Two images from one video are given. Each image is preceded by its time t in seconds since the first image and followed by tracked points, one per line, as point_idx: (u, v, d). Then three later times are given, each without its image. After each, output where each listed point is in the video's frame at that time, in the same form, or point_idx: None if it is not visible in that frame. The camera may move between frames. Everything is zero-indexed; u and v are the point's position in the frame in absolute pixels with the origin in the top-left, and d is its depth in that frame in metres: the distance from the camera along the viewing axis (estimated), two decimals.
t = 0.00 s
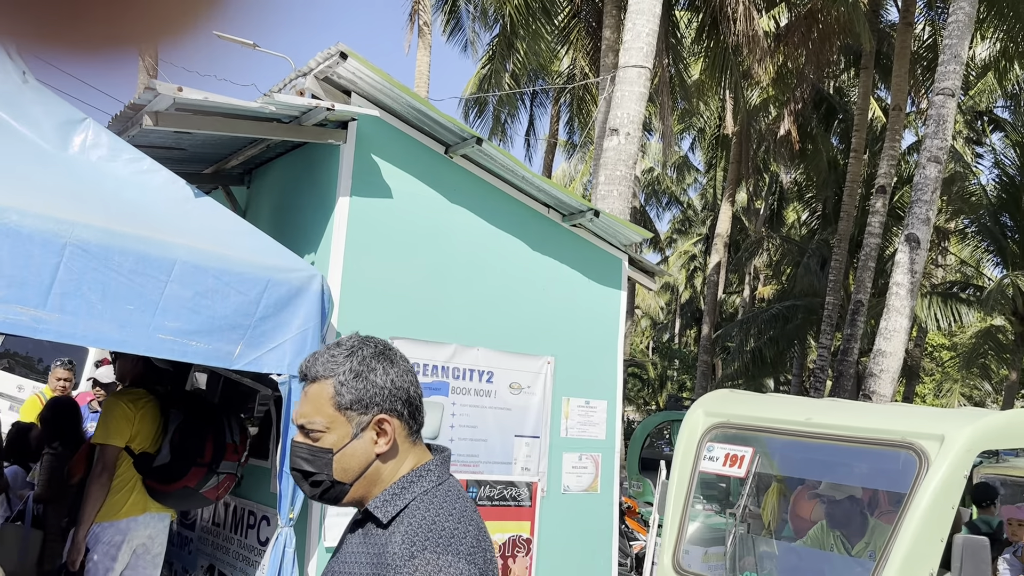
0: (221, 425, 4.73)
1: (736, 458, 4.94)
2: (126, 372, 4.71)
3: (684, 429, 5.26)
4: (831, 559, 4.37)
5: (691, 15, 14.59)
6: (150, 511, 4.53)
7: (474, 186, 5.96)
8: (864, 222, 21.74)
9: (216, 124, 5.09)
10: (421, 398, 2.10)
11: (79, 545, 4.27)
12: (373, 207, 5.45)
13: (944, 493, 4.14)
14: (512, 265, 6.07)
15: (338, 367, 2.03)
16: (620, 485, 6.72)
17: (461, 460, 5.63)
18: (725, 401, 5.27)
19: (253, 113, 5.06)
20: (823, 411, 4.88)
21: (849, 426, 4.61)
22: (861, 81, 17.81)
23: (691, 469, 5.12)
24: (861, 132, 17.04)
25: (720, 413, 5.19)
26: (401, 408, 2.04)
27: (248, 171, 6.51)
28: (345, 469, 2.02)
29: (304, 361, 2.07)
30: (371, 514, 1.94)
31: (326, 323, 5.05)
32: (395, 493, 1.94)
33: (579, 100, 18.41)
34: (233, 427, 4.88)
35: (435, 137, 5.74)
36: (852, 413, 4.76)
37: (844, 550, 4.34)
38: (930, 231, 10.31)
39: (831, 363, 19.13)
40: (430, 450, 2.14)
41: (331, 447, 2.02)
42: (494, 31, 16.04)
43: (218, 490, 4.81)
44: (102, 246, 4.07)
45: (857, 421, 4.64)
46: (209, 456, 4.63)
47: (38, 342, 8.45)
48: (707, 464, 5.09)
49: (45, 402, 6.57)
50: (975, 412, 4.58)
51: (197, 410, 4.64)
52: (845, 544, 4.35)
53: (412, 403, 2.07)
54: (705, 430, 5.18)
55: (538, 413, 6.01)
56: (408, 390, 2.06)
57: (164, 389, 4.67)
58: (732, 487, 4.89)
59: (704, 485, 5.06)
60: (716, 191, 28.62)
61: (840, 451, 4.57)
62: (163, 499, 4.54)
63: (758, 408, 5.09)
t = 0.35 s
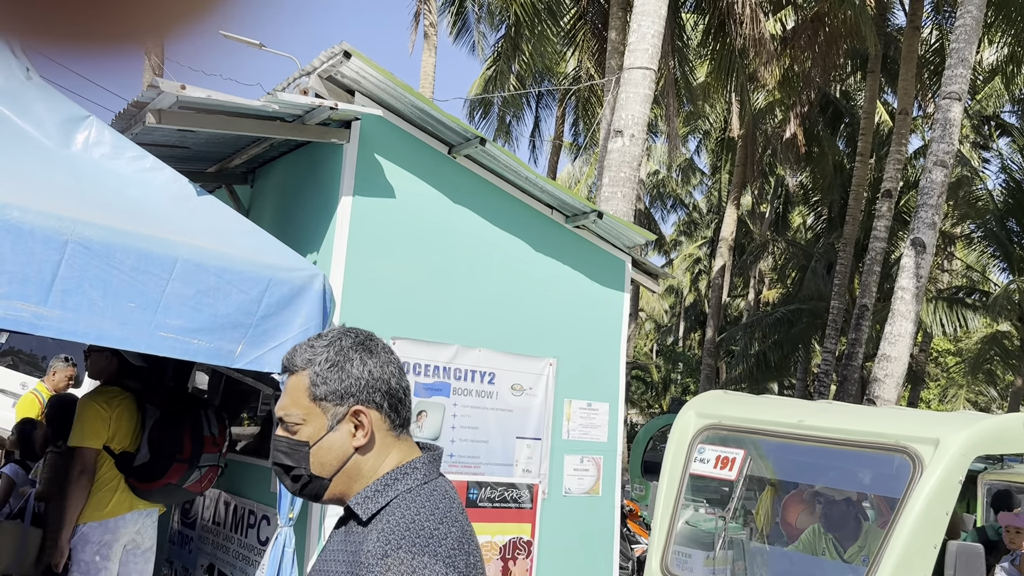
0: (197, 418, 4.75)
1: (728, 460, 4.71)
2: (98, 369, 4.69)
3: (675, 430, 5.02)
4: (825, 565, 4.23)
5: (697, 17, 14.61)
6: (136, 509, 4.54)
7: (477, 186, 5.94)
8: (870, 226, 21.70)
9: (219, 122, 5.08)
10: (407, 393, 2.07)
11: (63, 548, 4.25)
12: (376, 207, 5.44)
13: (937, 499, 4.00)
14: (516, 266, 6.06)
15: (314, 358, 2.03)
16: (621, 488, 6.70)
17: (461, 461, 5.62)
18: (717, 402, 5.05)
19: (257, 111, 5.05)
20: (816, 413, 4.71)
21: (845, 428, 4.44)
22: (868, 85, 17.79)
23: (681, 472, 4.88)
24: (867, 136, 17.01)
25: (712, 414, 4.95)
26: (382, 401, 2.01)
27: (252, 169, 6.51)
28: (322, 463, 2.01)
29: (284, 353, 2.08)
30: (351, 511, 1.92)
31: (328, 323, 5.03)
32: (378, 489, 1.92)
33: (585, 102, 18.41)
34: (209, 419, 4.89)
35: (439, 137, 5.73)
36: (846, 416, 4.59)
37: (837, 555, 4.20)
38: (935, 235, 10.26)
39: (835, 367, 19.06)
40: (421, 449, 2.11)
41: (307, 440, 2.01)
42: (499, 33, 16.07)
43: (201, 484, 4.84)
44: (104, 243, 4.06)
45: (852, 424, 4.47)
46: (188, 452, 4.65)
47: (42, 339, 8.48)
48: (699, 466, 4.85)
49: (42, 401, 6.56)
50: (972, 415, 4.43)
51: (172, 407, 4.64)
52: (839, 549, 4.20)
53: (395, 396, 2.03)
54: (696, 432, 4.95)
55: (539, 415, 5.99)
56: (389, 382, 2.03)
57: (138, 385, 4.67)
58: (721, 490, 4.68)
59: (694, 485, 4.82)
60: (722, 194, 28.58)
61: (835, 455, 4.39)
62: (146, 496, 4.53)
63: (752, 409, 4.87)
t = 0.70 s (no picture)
0: (177, 420, 4.62)
1: (722, 465, 4.69)
2: (82, 367, 4.70)
3: (669, 434, 5.01)
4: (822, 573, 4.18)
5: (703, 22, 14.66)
6: (125, 510, 4.54)
7: (484, 190, 5.96)
8: (875, 231, 21.69)
9: (227, 125, 5.10)
10: (405, 396, 2.06)
11: (51, 551, 4.28)
12: (383, 210, 5.45)
13: (933, 507, 3.96)
14: (522, 271, 6.07)
15: (312, 361, 2.05)
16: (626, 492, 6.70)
17: (466, 465, 5.63)
18: (712, 407, 5.04)
19: (265, 115, 5.07)
20: (812, 419, 4.69)
21: (841, 434, 4.40)
22: (873, 90, 17.82)
23: (675, 476, 4.88)
24: (872, 142, 17.02)
25: (707, 418, 4.95)
26: (376, 403, 2.00)
27: (259, 172, 6.53)
28: (321, 465, 2.02)
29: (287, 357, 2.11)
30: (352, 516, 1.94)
31: (335, 326, 5.05)
32: (379, 493, 1.92)
33: (590, 106, 18.45)
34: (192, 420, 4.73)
35: (446, 141, 5.74)
36: (843, 420, 4.56)
37: (834, 561, 4.15)
38: (941, 241, 10.25)
39: (839, 372, 19.04)
40: (423, 454, 2.10)
41: (305, 442, 2.02)
42: (505, 36, 16.12)
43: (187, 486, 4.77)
44: (114, 246, 4.08)
45: (850, 429, 4.43)
46: (170, 458, 4.55)
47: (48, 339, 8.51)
48: (691, 471, 4.84)
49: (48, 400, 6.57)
50: (972, 420, 4.39)
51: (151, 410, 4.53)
52: (836, 555, 4.15)
53: (391, 397, 2.02)
54: (690, 436, 4.94)
55: (545, 419, 6.00)
56: (384, 383, 2.02)
57: (122, 386, 4.63)
58: (721, 495, 4.60)
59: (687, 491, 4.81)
60: (726, 198, 28.58)
61: (832, 461, 4.36)
62: (131, 500, 4.52)
63: (747, 414, 4.87)
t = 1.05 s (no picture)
0: (158, 420, 4.58)
1: (712, 470, 4.71)
2: (72, 365, 4.74)
3: (659, 439, 5.03)
4: None
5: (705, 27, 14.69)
6: (106, 507, 4.52)
7: (484, 194, 5.96)
8: (876, 237, 21.69)
9: (227, 127, 5.11)
10: (364, 395, 2.11)
11: (35, 547, 4.28)
12: (382, 213, 5.46)
13: (923, 514, 3.95)
14: (521, 274, 6.07)
15: (276, 359, 2.10)
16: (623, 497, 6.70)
17: (463, 468, 5.63)
18: (703, 411, 5.05)
19: (265, 116, 5.08)
20: (804, 424, 4.68)
21: (833, 440, 4.39)
22: (875, 97, 17.84)
23: (665, 480, 4.90)
24: (874, 148, 17.04)
25: (697, 422, 4.96)
26: (337, 400, 2.05)
27: (260, 174, 6.54)
28: (282, 459, 2.05)
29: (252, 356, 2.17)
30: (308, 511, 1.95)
31: (333, 329, 5.06)
32: (336, 485, 1.94)
33: (592, 110, 18.49)
34: (173, 421, 4.70)
35: (446, 144, 5.75)
36: (836, 426, 4.55)
37: (823, 568, 4.16)
38: (940, 248, 10.24)
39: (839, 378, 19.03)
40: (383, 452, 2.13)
41: (266, 437, 2.06)
42: (508, 40, 16.14)
43: (167, 486, 4.66)
44: (112, 246, 4.09)
45: (842, 435, 4.43)
46: (148, 456, 4.50)
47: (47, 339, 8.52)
48: (682, 476, 4.86)
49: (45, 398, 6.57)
50: (963, 427, 4.37)
51: (133, 409, 4.51)
52: (826, 562, 4.16)
53: (351, 396, 2.07)
54: (681, 440, 4.96)
55: (542, 423, 6.00)
56: (345, 381, 2.07)
57: (108, 384, 4.63)
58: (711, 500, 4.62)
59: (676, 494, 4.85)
60: (727, 203, 28.60)
61: (823, 466, 4.35)
62: (111, 498, 4.45)
63: (737, 418, 4.88)
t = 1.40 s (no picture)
0: (147, 416, 4.59)
1: (701, 476, 4.71)
2: (68, 360, 4.71)
3: (649, 445, 5.03)
4: None
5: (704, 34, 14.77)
6: (79, 501, 4.48)
7: (477, 196, 5.95)
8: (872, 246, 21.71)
9: (220, 126, 5.10)
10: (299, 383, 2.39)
11: (9, 531, 4.21)
12: (375, 215, 5.45)
13: (911, 521, 3.94)
14: (514, 278, 6.06)
15: (220, 351, 2.36)
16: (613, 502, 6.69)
17: (452, 471, 5.61)
18: (694, 417, 5.03)
19: (258, 116, 5.07)
20: (794, 431, 4.67)
21: (823, 448, 4.38)
22: (872, 106, 17.89)
23: (654, 486, 4.90)
24: (870, 157, 17.10)
25: (687, 428, 4.94)
26: (275, 384, 2.33)
27: (254, 174, 6.54)
28: (222, 438, 2.30)
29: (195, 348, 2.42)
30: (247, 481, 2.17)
31: (324, 330, 5.05)
32: (273, 456, 2.20)
33: (590, 115, 18.53)
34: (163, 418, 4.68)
35: (440, 147, 5.75)
36: (826, 433, 4.54)
37: None
38: (934, 258, 10.24)
39: (833, 386, 19.03)
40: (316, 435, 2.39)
41: (209, 420, 2.31)
42: (507, 44, 16.17)
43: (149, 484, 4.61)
44: (101, 244, 4.08)
45: (832, 442, 4.41)
46: (133, 450, 4.50)
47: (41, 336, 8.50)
48: (671, 481, 4.86)
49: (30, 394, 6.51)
50: (951, 435, 4.36)
51: (124, 402, 4.50)
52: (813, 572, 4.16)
53: (288, 382, 2.35)
54: (671, 445, 4.95)
55: (533, 426, 5.99)
56: (283, 369, 2.35)
57: (102, 378, 4.60)
58: (699, 505, 4.65)
59: (666, 499, 4.85)
60: (724, 210, 28.64)
61: (812, 474, 4.35)
62: (89, 489, 4.45)
63: (727, 424, 4.88)
